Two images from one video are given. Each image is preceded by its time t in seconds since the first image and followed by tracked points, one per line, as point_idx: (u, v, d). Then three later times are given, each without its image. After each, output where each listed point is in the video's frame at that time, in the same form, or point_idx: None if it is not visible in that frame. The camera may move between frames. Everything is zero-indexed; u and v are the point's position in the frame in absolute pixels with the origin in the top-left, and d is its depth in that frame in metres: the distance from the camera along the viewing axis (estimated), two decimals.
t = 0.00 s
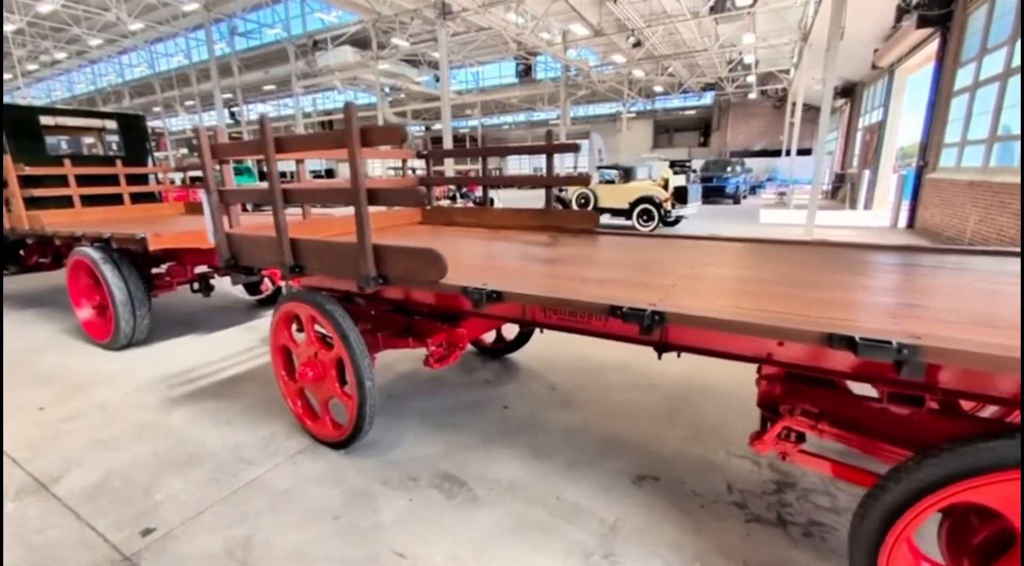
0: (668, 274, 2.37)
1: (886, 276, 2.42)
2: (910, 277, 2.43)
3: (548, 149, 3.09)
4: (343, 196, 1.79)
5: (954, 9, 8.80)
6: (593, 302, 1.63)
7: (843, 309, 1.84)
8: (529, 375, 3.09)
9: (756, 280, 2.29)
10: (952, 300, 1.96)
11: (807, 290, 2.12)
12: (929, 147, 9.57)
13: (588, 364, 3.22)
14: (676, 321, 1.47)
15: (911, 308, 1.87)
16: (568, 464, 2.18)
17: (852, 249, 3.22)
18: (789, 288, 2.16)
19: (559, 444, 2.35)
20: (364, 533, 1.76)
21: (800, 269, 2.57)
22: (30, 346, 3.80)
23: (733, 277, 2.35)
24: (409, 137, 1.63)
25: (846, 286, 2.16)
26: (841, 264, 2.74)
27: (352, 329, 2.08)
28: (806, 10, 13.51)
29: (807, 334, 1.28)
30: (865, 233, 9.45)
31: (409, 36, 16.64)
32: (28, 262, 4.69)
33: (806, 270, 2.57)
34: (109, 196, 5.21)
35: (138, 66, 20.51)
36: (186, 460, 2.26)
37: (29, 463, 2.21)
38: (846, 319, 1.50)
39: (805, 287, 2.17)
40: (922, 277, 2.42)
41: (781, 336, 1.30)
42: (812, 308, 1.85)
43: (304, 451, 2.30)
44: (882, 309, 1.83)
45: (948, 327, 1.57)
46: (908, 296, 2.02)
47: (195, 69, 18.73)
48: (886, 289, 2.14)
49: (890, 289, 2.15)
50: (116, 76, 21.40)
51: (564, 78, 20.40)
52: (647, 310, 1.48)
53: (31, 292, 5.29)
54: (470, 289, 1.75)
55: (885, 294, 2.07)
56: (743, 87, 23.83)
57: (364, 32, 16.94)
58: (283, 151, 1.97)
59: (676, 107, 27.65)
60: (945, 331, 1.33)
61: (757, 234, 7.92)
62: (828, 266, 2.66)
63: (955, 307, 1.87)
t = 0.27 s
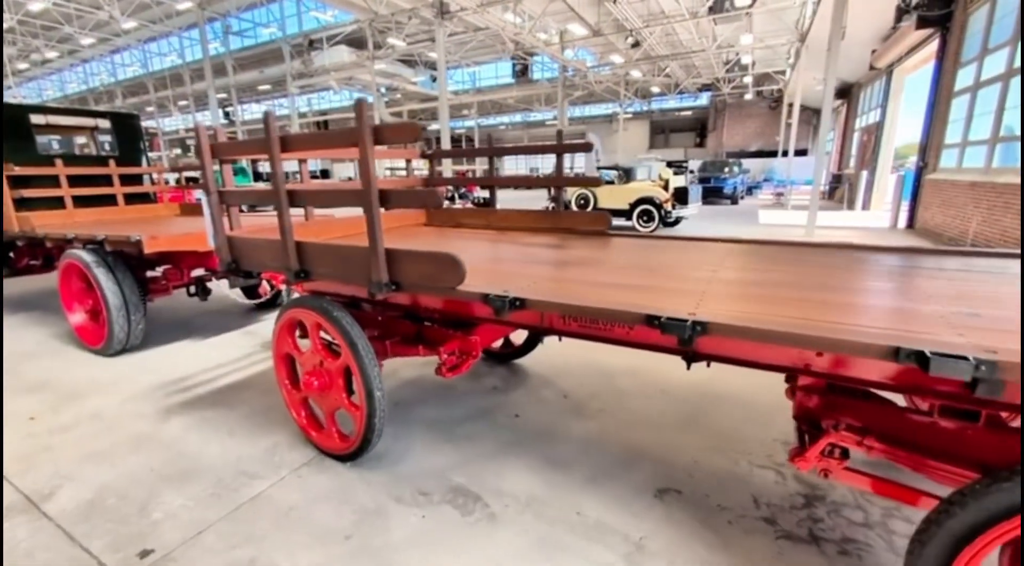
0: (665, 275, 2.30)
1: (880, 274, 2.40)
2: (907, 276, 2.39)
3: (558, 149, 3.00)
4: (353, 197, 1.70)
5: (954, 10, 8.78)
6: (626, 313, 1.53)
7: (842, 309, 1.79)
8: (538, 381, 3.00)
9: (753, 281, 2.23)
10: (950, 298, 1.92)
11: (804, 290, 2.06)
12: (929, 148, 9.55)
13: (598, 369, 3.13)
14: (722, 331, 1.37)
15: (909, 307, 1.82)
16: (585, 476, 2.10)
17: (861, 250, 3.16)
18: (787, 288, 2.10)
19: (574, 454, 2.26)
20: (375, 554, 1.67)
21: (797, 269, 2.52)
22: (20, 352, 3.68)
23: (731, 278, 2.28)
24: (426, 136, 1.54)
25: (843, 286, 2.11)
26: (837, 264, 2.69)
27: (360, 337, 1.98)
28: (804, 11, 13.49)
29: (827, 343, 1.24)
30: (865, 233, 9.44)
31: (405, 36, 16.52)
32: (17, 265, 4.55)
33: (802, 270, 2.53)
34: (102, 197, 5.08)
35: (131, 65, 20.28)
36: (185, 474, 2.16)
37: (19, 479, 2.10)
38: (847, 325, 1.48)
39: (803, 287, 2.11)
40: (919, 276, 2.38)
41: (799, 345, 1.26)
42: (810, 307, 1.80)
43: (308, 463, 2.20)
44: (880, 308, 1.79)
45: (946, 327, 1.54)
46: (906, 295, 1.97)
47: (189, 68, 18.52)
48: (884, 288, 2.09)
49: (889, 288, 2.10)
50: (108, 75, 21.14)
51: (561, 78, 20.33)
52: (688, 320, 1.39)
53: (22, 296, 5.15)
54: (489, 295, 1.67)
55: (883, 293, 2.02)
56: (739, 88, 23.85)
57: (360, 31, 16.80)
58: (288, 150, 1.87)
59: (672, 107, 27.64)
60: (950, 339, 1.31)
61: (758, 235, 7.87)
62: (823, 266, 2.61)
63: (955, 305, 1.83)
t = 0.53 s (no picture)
0: (662, 274, 2.23)
1: (880, 273, 2.37)
2: (910, 275, 2.34)
3: (568, 145, 2.90)
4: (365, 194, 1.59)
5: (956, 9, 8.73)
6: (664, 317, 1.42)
7: (841, 307, 1.75)
8: (549, 386, 2.90)
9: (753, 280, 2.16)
10: (953, 298, 1.87)
11: (805, 290, 2.00)
12: (931, 147, 9.50)
13: (610, 373, 3.04)
14: (774, 337, 1.27)
15: (911, 305, 1.77)
16: (605, 486, 2.00)
17: (875, 249, 3.08)
18: (787, 288, 2.03)
19: (591, 463, 2.17)
20: None
21: (798, 268, 2.47)
22: (11, 356, 3.56)
23: (731, 277, 2.21)
24: (445, 127, 1.43)
25: (846, 285, 2.06)
26: (836, 263, 2.64)
27: (370, 342, 1.87)
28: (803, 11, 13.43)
29: (861, 347, 1.17)
30: (867, 233, 9.39)
31: (403, 35, 16.37)
32: (8, 266, 4.43)
33: (803, 268, 2.47)
34: (96, 196, 4.96)
35: (125, 64, 20.05)
36: (184, 486, 2.05)
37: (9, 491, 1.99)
38: (852, 322, 1.43)
39: (804, 287, 2.05)
40: (922, 275, 2.33)
41: (827, 349, 1.20)
42: (812, 306, 1.74)
43: (314, 474, 2.10)
44: (882, 307, 1.73)
45: (951, 324, 1.48)
46: (908, 295, 1.91)
47: (184, 67, 18.31)
48: (885, 287, 2.03)
49: (893, 287, 2.04)
50: (102, 74, 20.89)
51: (560, 78, 20.22)
52: (736, 325, 1.29)
53: (13, 298, 5.01)
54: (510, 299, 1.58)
55: (884, 292, 1.97)
56: (737, 88, 23.82)
57: (357, 30, 16.65)
58: (293, 144, 1.76)
59: (670, 107, 27.59)
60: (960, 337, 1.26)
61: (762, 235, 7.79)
62: (822, 265, 2.55)
63: (959, 304, 1.77)
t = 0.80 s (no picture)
0: (662, 272, 2.17)
1: (891, 271, 2.31)
2: (917, 273, 2.29)
3: (585, 142, 2.82)
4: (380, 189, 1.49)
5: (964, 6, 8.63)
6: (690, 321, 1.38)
7: (845, 305, 1.71)
8: (563, 390, 2.81)
9: (756, 279, 2.11)
10: (963, 296, 1.82)
11: (809, 289, 1.95)
12: (938, 146, 9.40)
13: (625, 376, 2.94)
14: (838, 345, 1.20)
15: (916, 303, 1.72)
16: (629, 498, 1.90)
17: (895, 248, 3.00)
18: (791, 286, 1.98)
19: (613, 473, 2.07)
20: None
21: (805, 266, 2.41)
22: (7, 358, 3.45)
23: (734, 275, 2.15)
24: (469, 115, 1.30)
25: (853, 284, 2.02)
26: (841, 262, 2.57)
27: (383, 347, 1.77)
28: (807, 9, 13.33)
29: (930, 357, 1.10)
30: (875, 232, 9.29)
31: (403, 33, 16.24)
32: (3, 266, 4.32)
33: (811, 267, 2.41)
34: (94, 194, 4.85)
35: (124, 63, 19.90)
36: (185, 498, 1.95)
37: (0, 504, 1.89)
38: (854, 323, 1.42)
39: (809, 286, 1.99)
40: (931, 273, 2.27)
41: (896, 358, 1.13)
42: (814, 305, 1.70)
43: (323, 484, 2.00)
44: (886, 306, 1.69)
45: (956, 322, 1.45)
46: (915, 294, 1.86)
47: (183, 66, 18.17)
48: (892, 287, 1.98)
49: (902, 287, 1.99)
50: (100, 73, 20.74)
51: (561, 77, 20.11)
52: (799, 334, 1.22)
53: (9, 298, 4.90)
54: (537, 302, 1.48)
55: (891, 292, 1.91)
56: (739, 87, 23.73)
57: (358, 29, 16.52)
58: (303, 136, 1.65)
59: (671, 106, 27.48)
60: (960, 336, 1.26)
61: (769, 234, 7.69)
62: (826, 263, 2.50)
63: (968, 303, 1.73)
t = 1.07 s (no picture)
0: (669, 274, 2.10)
1: (899, 275, 2.25)
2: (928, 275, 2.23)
3: (603, 140, 2.71)
4: (397, 188, 1.38)
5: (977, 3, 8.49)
6: (717, 329, 1.31)
7: (851, 309, 1.66)
8: (580, 398, 2.71)
9: (765, 281, 2.03)
10: (975, 302, 1.76)
11: (815, 292, 1.88)
12: (950, 145, 9.27)
13: (643, 383, 2.84)
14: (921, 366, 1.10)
15: (926, 309, 1.67)
16: (659, 516, 1.81)
17: (916, 249, 2.91)
18: (799, 289, 1.91)
19: (639, 488, 1.97)
20: None
21: (809, 268, 2.35)
22: (7, 363, 3.37)
23: (744, 278, 2.07)
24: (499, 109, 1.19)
25: (860, 288, 1.96)
26: (850, 263, 2.50)
27: (400, 356, 1.67)
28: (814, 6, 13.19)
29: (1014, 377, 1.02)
30: (886, 232, 9.17)
31: (406, 31, 16.12)
32: (3, 267, 4.23)
33: (816, 269, 2.35)
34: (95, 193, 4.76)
35: (125, 61, 19.81)
36: (189, 515, 1.85)
37: None
38: (866, 332, 1.38)
39: (821, 289, 1.92)
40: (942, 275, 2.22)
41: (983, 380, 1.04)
42: (821, 307, 1.64)
43: (334, 500, 1.91)
44: (894, 310, 1.64)
45: (969, 329, 1.41)
46: (926, 299, 1.80)
47: (184, 64, 18.07)
48: (901, 292, 1.92)
49: (915, 292, 1.93)
50: (102, 72, 20.64)
51: (565, 76, 19.98)
52: (879, 354, 1.12)
53: (10, 300, 4.82)
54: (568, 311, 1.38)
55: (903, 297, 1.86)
56: (743, 85, 23.55)
57: (360, 27, 16.40)
58: (315, 133, 1.55)
59: (675, 105, 27.33)
60: (974, 345, 1.24)
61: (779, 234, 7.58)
62: (835, 264, 2.44)
63: (984, 309, 1.68)
